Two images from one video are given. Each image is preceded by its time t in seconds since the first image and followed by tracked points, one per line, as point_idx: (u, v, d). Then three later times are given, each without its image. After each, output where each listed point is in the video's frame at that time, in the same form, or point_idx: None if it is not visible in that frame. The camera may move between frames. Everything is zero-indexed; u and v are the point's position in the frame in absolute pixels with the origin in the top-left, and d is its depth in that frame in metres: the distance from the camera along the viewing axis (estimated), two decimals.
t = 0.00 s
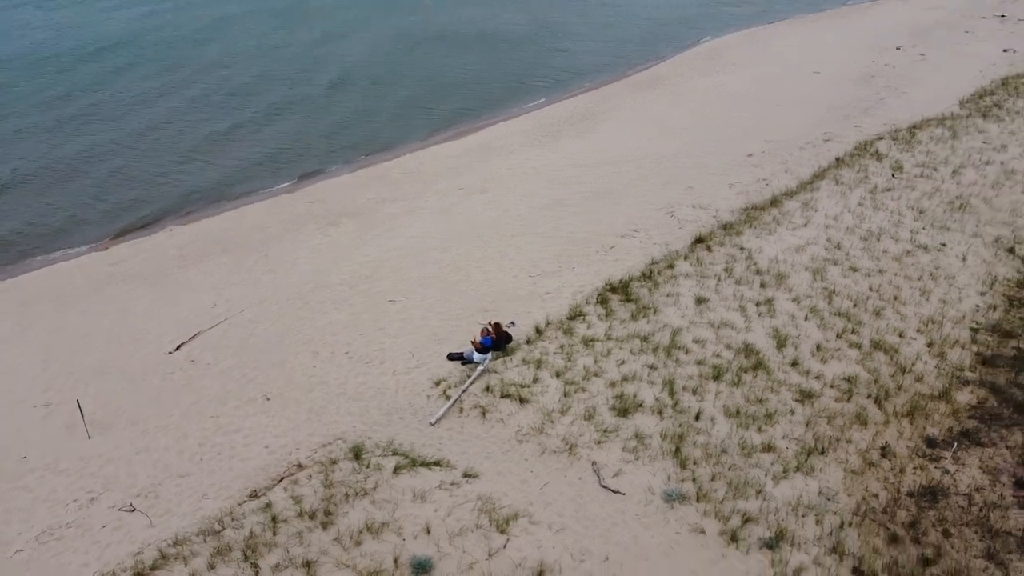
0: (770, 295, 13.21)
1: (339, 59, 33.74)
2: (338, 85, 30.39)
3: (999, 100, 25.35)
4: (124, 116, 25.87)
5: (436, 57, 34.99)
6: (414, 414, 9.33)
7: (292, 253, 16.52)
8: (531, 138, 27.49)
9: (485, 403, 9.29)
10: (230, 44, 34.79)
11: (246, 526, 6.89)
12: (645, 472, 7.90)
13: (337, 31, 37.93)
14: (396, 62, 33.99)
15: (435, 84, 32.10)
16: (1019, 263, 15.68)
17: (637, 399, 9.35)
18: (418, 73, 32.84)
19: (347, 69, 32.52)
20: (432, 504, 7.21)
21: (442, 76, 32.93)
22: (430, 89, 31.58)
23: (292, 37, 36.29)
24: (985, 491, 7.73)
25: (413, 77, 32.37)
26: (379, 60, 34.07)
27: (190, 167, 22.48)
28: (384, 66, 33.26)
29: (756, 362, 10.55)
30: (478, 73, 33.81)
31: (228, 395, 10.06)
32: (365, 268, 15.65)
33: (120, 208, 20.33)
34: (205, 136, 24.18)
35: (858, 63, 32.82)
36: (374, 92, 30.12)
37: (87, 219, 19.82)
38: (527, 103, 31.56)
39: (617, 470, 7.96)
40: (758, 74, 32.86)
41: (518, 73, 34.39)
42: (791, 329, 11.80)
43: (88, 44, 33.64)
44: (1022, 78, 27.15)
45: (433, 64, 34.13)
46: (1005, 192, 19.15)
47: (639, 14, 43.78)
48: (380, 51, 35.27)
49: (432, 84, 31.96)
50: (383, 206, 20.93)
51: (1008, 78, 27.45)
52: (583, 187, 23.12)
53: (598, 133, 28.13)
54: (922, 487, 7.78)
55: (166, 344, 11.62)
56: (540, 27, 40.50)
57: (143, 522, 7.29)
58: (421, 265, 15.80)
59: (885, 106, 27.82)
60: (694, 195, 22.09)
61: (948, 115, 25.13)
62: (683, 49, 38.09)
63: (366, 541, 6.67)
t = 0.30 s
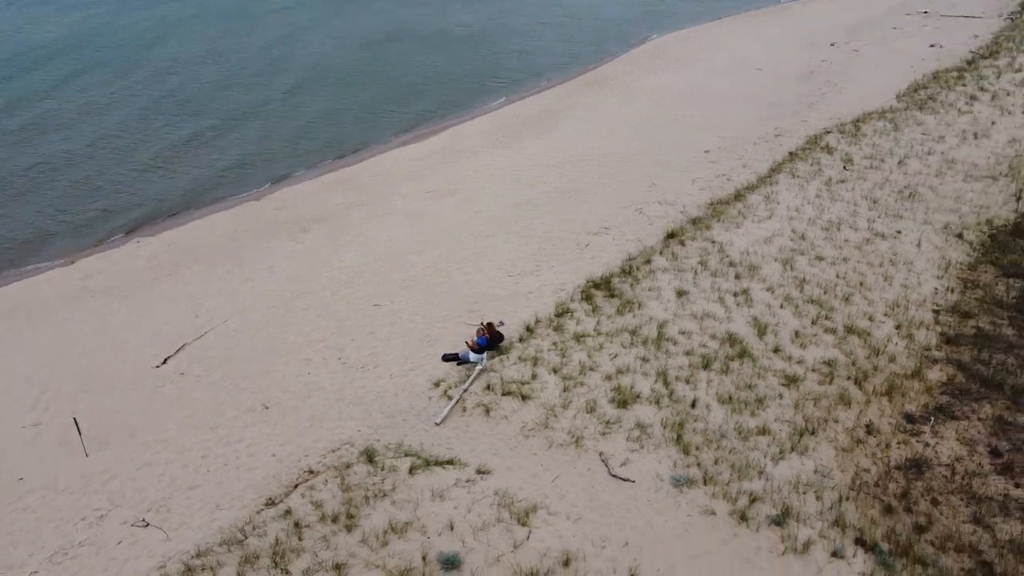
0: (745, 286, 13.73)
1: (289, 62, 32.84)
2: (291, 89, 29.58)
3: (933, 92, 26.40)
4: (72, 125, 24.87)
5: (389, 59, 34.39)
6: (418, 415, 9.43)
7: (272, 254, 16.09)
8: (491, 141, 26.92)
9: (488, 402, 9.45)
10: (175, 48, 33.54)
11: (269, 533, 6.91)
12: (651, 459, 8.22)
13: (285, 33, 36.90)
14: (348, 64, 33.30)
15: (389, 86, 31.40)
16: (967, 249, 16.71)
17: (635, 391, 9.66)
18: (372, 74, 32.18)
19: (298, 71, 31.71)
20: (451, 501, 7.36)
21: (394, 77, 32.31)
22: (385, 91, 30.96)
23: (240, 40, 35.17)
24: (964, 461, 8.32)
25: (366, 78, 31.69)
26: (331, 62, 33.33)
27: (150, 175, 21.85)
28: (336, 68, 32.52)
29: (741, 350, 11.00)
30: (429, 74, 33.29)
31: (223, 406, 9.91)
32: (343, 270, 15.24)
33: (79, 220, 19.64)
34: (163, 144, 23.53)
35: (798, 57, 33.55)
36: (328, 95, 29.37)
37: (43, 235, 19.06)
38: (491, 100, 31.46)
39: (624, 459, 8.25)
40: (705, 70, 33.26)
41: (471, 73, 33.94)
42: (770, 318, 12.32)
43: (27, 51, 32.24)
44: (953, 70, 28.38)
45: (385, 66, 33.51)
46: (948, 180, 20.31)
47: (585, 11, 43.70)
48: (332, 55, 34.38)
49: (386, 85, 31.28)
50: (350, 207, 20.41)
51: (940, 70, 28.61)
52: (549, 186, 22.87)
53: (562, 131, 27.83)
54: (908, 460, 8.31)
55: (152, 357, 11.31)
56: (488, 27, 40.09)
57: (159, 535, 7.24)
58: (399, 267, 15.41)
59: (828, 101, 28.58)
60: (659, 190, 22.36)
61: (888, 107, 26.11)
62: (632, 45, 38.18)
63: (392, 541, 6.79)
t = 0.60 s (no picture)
0: (723, 281, 14.18)
1: (242, 65, 31.68)
2: (248, 91, 28.52)
3: (873, 89, 27.16)
4: (20, 137, 23.91)
5: (350, 59, 33.49)
6: (423, 419, 9.52)
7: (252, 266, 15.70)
8: (454, 141, 26.05)
9: (491, 402, 9.62)
10: (122, 55, 32.12)
11: (295, 542, 6.96)
12: (658, 449, 8.55)
13: (238, 37, 35.67)
14: (305, 64, 32.29)
15: (349, 86, 30.39)
16: (921, 237, 17.63)
17: (633, 385, 9.96)
18: (328, 75, 31.22)
19: (253, 74, 30.68)
20: (472, 499, 7.53)
21: (351, 76, 31.32)
22: (346, 89, 30.07)
23: (188, 46, 33.82)
24: (945, 436, 8.92)
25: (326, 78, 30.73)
26: (286, 62, 32.28)
27: (109, 186, 21.16)
28: (290, 70, 31.47)
29: (728, 342, 11.44)
30: (394, 71, 32.49)
31: (223, 418, 9.80)
32: (327, 277, 15.05)
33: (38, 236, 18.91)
34: (120, 154, 22.83)
35: (741, 55, 33.75)
36: (291, 97, 28.37)
37: (3, 255, 18.27)
38: (459, 95, 30.83)
39: (631, 450, 8.55)
40: (652, 67, 33.14)
41: (429, 70, 33.03)
42: (751, 311, 12.81)
43: None
44: (888, 66, 29.30)
45: (345, 65, 32.58)
46: (896, 172, 21.26)
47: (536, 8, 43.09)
48: (292, 56, 33.31)
49: (346, 84, 30.42)
50: (320, 214, 19.89)
51: (877, 67, 29.36)
52: (515, 187, 22.52)
53: (527, 130, 27.31)
54: (894, 438, 8.85)
55: (143, 373, 11.04)
56: (438, 27, 39.20)
57: (180, 551, 7.25)
58: (382, 272, 15.26)
59: (774, 99, 28.79)
60: (625, 188, 22.38)
61: (832, 104, 26.77)
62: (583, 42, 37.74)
63: (420, 541, 6.91)
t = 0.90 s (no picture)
0: (701, 276, 14.63)
1: (196, 72, 30.70)
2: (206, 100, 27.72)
3: (816, 87, 27.88)
4: None
5: (308, 64, 32.87)
6: (429, 423, 9.63)
7: (234, 278, 15.33)
8: (416, 149, 25.52)
9: (495, 403, 9.79)
10: (66, 66, 30.74)
11: (322, 551, 7.00)
12: (662, 440, 8.87)
13: (191, 42, 34.72)
14: (261, 70, 31.50)
15: (306, 93, 29.66)
16: (879, 228, 18.50)
17: (631, 380, 10.26)
18: (284, 81, 30.47)
19: (208, 81, 29.83)
20: (492, 498, 7.68)
21: (307, 83, 30.66)
22: (303, 94, 29.49)
23: (135, 55, 32.51)
24: (926, 415, 9.50)
25: (284, 85, 30.08)
26: (241, 69, 31.44)
27: (68, 201, 20.47)
28: (245, 77, 30.57)
29: (714, 334, 11.86)
30: (351, 75, 32.07)
31: (224, 433, 9.68)
32: (311, 285, 14.96)
33: None
34: (77, 168, 22.10)
35: (685, 57, 33.84)
36: (252, 105, 27.71)
37: None
38: (423, 99, 30.66)
39: (638, 443, 8.83)
40: (602, 70, 32.93)
41: (384, 74, 32.55)
42: (732, 304, 13.30)
43: None
44: (828, 65, 30.15)
45: (304, 71, 32.01)
46: (849, 167, 22.11)
47: (485, 10, 42.62)
48: (252, 61, 32.53)
49: (303, 89, 29.90)
50: (293, 223, 19.41)
51: (817, 66, 30.04)
52: (483, 191, 22.28)
53: (491, 132, 27.07)
54: (880, 419, 9.39)
55: (133, 391, 10.77)
56: (389, 30, 38.41)
57: (200, 568, 7.27)
58: (365, 278, 15.21)
59: (723, 99, 28.87)
60: (594, 190, 22.32)
61: (780, 101, 27.33)
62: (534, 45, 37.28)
63: (447, 542, 7.04)
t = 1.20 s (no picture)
0: (679, 273, 15.02)
1: (150, 79, 29.95)
2: (161, 113, 26.73)
3: (763, 85, 27.88)
4: None
5: (261, 71, 31.87)
6: (435, 428, 9.70)
7: (213, 290, 14.95)
8: (376, 153, 24.60)
9: (499, 404, 9.94)
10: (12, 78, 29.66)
11: (350, 560, 7.09)
12: (665, 432, 9.20)
13: (141, 48, 33.77)
14: (213, 80, 30.42)
15: (260, 99, 28.76)
16: (839, 220, 19.25)
17: (628, 376, 10.55)
18: (237, 90, 29.44)
19: (163, 88, 29.09)
20: (511, 496, 7.86)
21: (261, 90, 29.75)
22: (255, 101, 28.60)
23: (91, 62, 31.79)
24: (905, 397, 10.09)
25: (237, 94, 29.10)
26: (191, 79, 30.30)
27: (26, 219, 19.75)
28: (198, 87, 29.57)
29: (699, 329, 12.26)
30: (305, 79, 31.33)
31: (227, 445, 9.59)
32: (293, 294, 14.76)
33: None
34: (32, 184, 21.35)
35: (631, 57, 33.24)
36: (209, 116, 26.75)
37: None
38: (387, 99, 30.14)
39: (643, 437, 9.13)
40: (551, 70, 32.21)
41: (338, 79, 31.61)
42: (712, 299, 13.73)
43: None
44: (771, 64, 30.12)
45: (257, 79, 31.02)
46: (803, 162, 22.33)
47: (430, 13, 41.53)
48: (203, 71, 31.45)
49: (255, 95, 29.07)
50: (266, 234, 18.84)
51: (760, 66, 29.94)
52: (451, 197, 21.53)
53: (448, 134, 26.15)
54: (865, 403, 9.91)
55: (125, 410, 10.51)
56: (336, 33, 37.41)
57: None
58: (347, 286, 15.08)
59: (673, 100, 28.14)
60: (562, 194, 21.60)
61: (729, 101, 26.98)
62: (483, 47, 36.41)
63: (473, 543, 7.19)
